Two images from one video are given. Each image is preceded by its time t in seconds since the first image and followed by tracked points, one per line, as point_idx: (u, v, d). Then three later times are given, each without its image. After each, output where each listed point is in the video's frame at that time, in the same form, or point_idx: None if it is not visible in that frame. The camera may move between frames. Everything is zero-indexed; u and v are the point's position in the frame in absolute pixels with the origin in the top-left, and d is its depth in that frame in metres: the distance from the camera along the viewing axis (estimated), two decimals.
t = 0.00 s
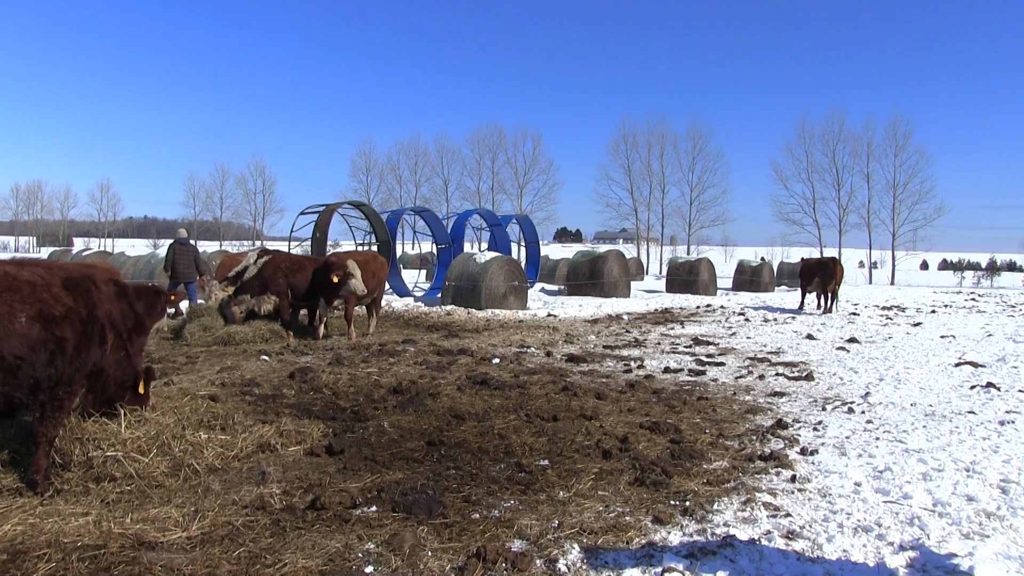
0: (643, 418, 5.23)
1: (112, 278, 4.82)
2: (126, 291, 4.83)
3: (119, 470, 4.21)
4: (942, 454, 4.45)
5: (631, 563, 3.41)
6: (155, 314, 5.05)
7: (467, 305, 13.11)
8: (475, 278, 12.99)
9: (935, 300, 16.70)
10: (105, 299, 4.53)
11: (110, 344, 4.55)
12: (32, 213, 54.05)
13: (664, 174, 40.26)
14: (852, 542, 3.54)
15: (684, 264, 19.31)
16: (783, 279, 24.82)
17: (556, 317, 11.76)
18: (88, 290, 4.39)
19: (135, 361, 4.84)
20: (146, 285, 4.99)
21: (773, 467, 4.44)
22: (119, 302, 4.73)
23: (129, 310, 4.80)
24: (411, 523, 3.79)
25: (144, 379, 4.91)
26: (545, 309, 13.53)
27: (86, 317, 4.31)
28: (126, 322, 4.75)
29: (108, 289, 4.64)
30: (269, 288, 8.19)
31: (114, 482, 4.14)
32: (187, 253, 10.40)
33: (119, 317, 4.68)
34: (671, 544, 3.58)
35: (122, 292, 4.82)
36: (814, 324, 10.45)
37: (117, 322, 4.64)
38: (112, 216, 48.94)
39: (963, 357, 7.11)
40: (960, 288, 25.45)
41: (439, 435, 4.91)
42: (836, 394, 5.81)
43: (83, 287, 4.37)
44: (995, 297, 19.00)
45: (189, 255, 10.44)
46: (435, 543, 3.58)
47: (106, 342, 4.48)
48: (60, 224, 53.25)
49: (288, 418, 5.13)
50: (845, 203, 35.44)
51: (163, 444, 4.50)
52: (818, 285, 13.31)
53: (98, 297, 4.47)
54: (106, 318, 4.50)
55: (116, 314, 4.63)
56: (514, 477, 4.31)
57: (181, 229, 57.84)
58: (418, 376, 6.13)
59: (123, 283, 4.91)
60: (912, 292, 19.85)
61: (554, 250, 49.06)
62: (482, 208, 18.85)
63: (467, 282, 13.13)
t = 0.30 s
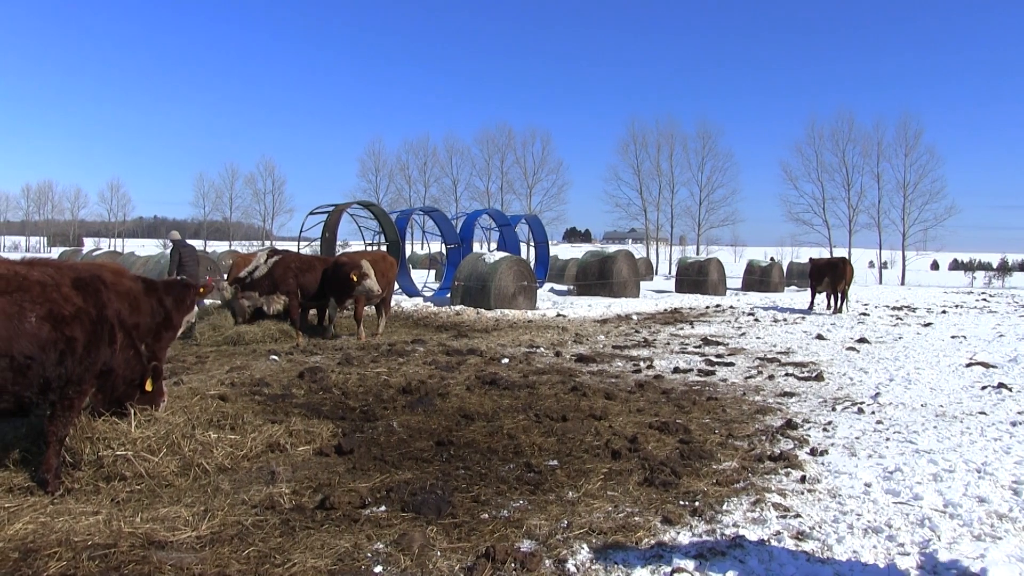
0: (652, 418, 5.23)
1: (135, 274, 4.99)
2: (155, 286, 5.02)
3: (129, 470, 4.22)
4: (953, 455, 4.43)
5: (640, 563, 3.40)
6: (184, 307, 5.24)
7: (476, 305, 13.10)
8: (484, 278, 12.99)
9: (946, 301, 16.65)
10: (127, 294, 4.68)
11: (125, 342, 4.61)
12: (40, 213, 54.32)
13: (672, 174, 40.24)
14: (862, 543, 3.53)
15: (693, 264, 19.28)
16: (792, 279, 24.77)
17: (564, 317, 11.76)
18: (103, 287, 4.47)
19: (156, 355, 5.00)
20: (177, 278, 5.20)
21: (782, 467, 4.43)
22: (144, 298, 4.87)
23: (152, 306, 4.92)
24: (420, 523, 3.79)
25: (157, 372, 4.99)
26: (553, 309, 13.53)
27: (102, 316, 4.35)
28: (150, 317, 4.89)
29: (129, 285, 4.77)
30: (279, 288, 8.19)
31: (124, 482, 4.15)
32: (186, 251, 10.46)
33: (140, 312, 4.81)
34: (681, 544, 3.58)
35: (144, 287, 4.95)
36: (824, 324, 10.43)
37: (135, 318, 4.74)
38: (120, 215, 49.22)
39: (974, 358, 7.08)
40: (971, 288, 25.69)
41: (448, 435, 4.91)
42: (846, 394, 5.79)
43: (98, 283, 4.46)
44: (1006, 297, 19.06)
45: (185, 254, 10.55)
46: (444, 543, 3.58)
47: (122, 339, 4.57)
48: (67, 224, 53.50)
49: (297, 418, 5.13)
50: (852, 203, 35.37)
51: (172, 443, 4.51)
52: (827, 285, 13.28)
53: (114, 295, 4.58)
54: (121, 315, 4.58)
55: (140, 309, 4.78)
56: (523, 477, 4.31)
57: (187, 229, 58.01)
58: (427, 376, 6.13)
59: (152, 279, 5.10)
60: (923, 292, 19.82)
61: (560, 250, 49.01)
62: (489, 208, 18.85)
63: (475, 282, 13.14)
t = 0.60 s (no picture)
0: (662, 418, 5.22)
1: (160, 272, 5.11)
2: (180, 282, 5.13)
3: (140, 469, 4.23)
4: (965, 456, 4.42)
5: (650, 564, 3.40)
6: (205, 305, 5.35)
7: (486, 305, 13.11)
8: (494, 278, 13.00)
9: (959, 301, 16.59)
10: (151, 293, 4.82)
11: (144, 338, 4.68)
12: (49, 213, 54.62)
13: (680, 174, 40.20)
14: (873, 544, 3.52)
15: (703, 264, 19.25)
16: (803, 279, 24.72)
17: (574, 317, 11.76)
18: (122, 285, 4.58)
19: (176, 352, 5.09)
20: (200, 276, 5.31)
21: (793, 468, 4.41)
22: (170, 293, 4.98)
23: (177, 302, 5.02)
24: (430, 523, 3.79)
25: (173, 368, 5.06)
26: (564, 309, 13.53)
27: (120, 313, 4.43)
28: (175, 313, 4.98)
29: (154, 283, 4.92)
30: (290, 288, 8.18)
31: (136, 481, 4.17)
32: (183, 249, 10.40)
33: (165, 309, 4.91)
34: (691, 545, 3.57)
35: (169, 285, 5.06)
36: (835, 324, 10.42)
37: (156, 315, 4.82)
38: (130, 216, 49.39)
39: (987, 359, 7.04)
40: (982, 288, 25.61)
41: (458, 435, 4.91)
42: (857, 395, 5.77)
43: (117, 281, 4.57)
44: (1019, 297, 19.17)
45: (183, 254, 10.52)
46: (454, 543, 3.58)
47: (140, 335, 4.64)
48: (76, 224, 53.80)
49: (308, 418, 5.14)
50: (862, 203, 35.27)
51: (183, 442, 4.52)
52: (838, 285, 13.24)
53: (132, 292, 4.67)
54: (141, 312, 4.68)
55: (166, 305, 4.89)
56: (533, 477, 4.31)
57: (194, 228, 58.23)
58: (437, 376, 6.13)
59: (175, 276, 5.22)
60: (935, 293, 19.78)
61: (568, 250, 48.95)
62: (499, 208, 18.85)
63: (486, 282, 13.14)
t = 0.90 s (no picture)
0: (675, 419, 5.21)
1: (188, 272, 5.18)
2: (207, 283, 5.20)
3: (154, 467, 4.24)
4: (981, 458, 4.39)
5: (663, 564, 3.39)
6: (225, 306, 5.44)
7: (498, 305, 13.11)
8: (507, 278, 12.99)
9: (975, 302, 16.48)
10: (179, 292, 4.89)
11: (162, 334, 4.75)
12: (62, 212, 55.06)
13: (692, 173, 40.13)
14: (888, 546, 3.50)
15: (715, 264, 19.20)
16: (816, 279, 24.62)
17: (587, 317, 11.76)
18: (148, 284, 4.64)
19: (200, 351, 5.13)
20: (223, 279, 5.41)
21: (806, 469, 4.40)
22: (198, 293, 5.07)
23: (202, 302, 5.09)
24: (442, 522, 3.79)
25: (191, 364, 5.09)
26: (576, 309, 13.53)
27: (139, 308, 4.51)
28: (202, 311, 5.05)
29: (184, 282, 4.99)
30: (303, 288, 8.20)
31: (149, 479, 4.18)
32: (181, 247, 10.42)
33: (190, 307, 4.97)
34: (703, 545, 3.57)
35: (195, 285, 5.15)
36: (848, 325, 10.41)
37: (182, 314, 4.88)
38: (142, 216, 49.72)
39: (1003, 360, 6.99)
40: (997, 288, 25.42)
41: (470, 435, 4.91)
42: (870, 395, 5.74)
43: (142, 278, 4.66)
44: None
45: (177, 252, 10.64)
46: (466, 543, 3.58)
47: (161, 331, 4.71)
48: (89, 224, 54.22)
49: (320, 417, 5.14)
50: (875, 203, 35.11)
51: (197, 441, 4.53)
52: (852, 285, 13.18)
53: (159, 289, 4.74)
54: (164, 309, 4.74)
55: (193, 305, 4.96)
56: (545, 477, 4.30)
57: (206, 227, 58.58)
58: (449, 376, 6.13)
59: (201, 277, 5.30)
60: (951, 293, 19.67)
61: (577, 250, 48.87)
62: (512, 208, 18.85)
63: (498, 282, 13.13)
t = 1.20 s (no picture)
0: (691, 419, 5.20)
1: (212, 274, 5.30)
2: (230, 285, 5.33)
3: (170, 466, 4.26)
4: (1000, 460, 4.36)
5: (678, 565, 3.39)
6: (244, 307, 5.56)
7: (513, 305, 13.12)
8: (522, 278, 13.00)
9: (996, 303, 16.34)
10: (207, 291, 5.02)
11: (194, 333, 4.90)
12: (79, 212, 55.69)
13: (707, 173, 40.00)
14: (906, 548, 3.48)
15: (731, 264, 19.15)
16: (833, 280, 24.50)
17: (603, 317, 11.78)
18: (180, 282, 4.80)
19: (227, 347, 5.27)
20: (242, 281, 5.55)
21: (822, 470, 4.38)
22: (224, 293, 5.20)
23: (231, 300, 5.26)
24: (457, 522, 3.79)
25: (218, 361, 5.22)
26: (591, 309, 13.53)
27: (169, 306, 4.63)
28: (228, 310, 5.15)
29: (211, 282, 5.12)
30: (319, 288, 8.24)
31: (166, 478, 4.20)
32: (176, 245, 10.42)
33: (217, 305, 5.14)
34: (719, 546, 3.56)
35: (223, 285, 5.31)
36: (865, 325, 10.42)
37: (212, 311, 5.02)
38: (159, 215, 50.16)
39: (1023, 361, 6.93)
40: (1017, 288, 25.19)
41: (486, 435, 4.92)
42: (888, 396, 5.72)
43: (174, 276, 4.81)
44: None
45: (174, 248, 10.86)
46: (481, 543, 3.58)
47: (191, 327, 4.84)
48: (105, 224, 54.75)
49: (336, 417, 5.16)
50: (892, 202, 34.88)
51: (213, 441, 4.55)
52: (869, 286, 13.11)
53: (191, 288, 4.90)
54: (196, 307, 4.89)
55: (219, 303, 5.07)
56: (561, 477, 4.30)
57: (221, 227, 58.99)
58: (465, 376, 6.13)
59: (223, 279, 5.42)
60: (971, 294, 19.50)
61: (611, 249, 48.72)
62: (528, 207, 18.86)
63: (513, 282, 13.15)
